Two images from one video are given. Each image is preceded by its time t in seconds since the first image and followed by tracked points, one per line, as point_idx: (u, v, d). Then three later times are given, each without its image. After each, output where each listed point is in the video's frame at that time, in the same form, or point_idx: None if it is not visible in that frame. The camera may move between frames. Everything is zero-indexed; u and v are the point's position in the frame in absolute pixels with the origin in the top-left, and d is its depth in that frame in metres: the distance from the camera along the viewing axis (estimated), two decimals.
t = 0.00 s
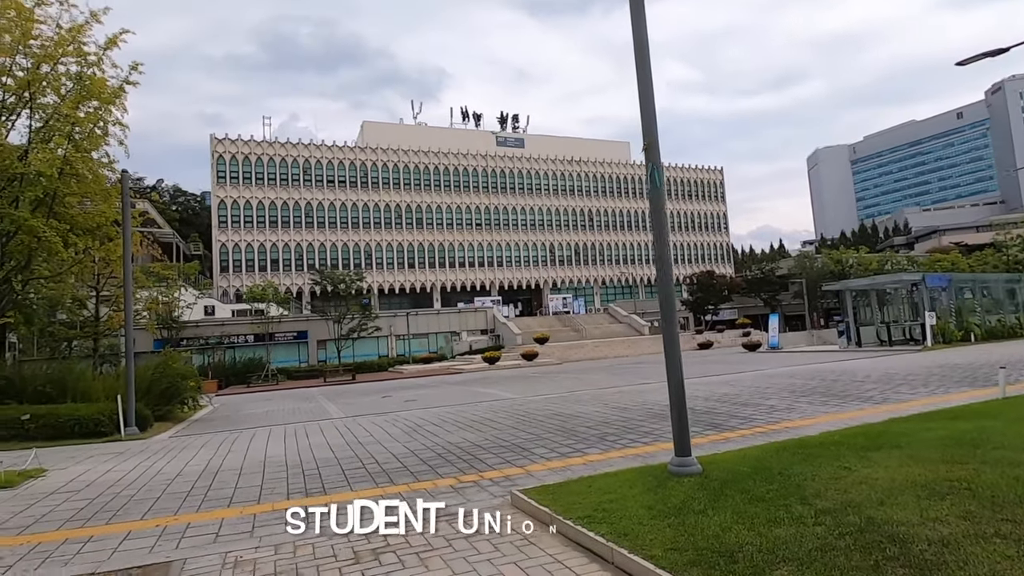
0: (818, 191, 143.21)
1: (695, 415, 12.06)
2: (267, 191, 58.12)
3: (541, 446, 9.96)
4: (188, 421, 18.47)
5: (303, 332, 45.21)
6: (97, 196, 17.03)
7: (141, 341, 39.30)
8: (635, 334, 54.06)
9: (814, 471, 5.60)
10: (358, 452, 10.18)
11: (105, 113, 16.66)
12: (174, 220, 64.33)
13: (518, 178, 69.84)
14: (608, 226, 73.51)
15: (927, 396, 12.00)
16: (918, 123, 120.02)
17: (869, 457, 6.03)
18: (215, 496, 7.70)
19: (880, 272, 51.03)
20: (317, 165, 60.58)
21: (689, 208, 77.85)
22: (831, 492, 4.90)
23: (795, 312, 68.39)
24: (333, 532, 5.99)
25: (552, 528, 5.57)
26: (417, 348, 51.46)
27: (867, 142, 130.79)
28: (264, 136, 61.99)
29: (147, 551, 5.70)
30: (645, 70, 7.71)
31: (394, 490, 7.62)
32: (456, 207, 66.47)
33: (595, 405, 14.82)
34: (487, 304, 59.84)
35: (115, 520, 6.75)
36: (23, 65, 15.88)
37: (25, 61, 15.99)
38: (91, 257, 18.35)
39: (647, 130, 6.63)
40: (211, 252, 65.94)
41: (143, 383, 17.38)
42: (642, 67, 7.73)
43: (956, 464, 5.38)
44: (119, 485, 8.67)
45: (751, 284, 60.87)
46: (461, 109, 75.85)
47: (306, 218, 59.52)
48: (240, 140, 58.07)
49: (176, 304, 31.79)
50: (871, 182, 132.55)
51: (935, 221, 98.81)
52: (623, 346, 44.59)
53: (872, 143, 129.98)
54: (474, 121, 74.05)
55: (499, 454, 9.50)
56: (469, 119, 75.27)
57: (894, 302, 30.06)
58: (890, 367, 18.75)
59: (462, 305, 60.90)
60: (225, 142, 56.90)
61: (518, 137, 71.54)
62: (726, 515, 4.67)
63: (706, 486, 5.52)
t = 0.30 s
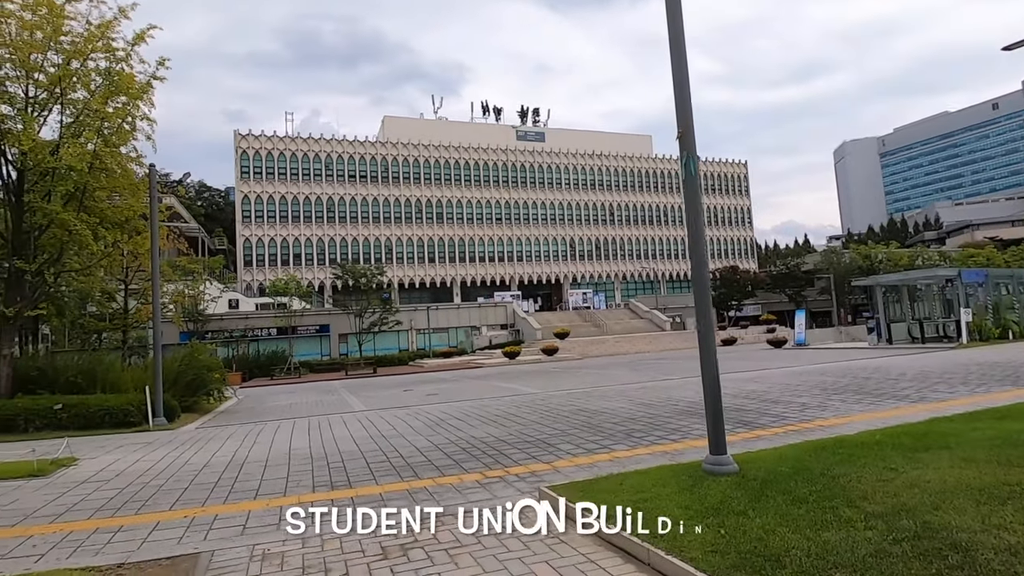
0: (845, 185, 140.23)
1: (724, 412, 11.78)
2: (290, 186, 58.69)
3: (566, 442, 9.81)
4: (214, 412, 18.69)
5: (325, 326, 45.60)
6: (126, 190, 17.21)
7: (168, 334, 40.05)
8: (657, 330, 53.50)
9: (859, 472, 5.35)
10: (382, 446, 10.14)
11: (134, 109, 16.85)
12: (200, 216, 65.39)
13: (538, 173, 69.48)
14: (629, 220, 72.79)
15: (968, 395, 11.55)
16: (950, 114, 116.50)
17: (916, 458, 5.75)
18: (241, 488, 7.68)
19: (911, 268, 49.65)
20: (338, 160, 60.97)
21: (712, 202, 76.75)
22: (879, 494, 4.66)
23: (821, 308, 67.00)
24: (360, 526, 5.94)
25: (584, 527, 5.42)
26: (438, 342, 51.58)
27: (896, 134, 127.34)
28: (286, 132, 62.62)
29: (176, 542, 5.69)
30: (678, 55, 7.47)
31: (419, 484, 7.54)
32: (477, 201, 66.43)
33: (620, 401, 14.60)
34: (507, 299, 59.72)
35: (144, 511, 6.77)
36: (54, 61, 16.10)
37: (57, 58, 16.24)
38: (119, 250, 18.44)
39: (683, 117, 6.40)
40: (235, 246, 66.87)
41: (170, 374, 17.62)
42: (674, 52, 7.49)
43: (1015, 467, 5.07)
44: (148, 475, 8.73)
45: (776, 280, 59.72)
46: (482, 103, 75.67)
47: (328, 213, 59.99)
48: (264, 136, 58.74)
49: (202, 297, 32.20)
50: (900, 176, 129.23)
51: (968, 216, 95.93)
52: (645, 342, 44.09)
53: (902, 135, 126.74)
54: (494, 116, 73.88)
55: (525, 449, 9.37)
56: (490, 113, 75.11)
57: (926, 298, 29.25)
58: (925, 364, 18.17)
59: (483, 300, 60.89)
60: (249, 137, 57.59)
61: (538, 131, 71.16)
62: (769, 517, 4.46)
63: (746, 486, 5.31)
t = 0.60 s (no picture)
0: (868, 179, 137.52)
1: (749, 410, 11.52)
2: (309, 181, 59.06)
3: (588, 438, 9.64)
4: (234, 404, 18.85)
5: (343, 320, 45.88)
6: (148, 183, 17.34)
7: (190, 327, 40.62)
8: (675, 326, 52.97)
9: (900, 474, 5.09)
10: (400, 440, 10.07)
11: (156, 103, 16.98)
12: (220, 210, 66.16)
13: (556, 167, 69.04)
14: (647, 215, 72.10)
15: (1004, 395, 11.13)
16: (980, 107, 113.40)
17: (961, 460, 5.45)
18: (262, 481, 7.64)
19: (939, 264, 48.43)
20: (356, 155, 61.18)
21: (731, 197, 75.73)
22: (926, 497, 4.41)
23: (844, 305, 65.76)
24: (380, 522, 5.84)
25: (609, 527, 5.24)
26: (454, 337, 51.61)
27: (922, 127, 124.21)
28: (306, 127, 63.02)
29: (197, 535, 5.64)
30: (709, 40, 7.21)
31: (440, 479, 7.43)
32: (494, 196, 66.28)
33: (641, 397, 14.37)
34: (524, 294, 59.55)
35: (164, 503, 6.74)
36: (78, 55, 16.20)
37: (81, 52, 16.36)
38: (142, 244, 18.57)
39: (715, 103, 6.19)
40: (255, 241, 67.56)
41: (191, 366, 17.83)
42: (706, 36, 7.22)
43: None
44: (169, 466, 8.74)
45: (798, 276, 58.75)
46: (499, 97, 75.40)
47: (346, 208, 60.27)
48: (283, 131, 59.20)
49: (222, 291, 32.53)
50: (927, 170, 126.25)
51: (998, 211, 93.42)
52: (663, 337, 43.65)
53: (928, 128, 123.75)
54: (512, 110, 73.59)
55: (546, 445, 9.22)
56: (507, 107, 74.86)
57: (954, 295, 28.52)
58: (956, 363, 17.66)
59: (500, 295, 60.80)
60: (269, 133, 58.07)
61: (556, 125, 70.71)
62: (808, 520, 4.25)
63: (781, 488, 5.08)
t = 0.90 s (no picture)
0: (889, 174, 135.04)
1: (771, 409, 11.20)
2: (325, 176, 59.29)
3: (606, 436, 9.42)
4: (250, 397, 18.88)
5: (358, 314, 46.00)
6: (164, 177, 17.37)
7: (208, 321, 40.99)
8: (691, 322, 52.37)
9: (943, 479, 4.79)
10: (415, 436, 9.92)
11: (173, 96, 17.00)
12: (237, 206, 66.70)
13: (571, 162, 68.55)
14: (663, 210, 71.37)
15: None
16: (1006, 100, 110.59)
17: (1007, 464, 5.14)
18: (274, 476, 7.52)
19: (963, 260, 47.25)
20: (371, 150, 61.29)
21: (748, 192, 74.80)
22: (974, 504, 4.13)
23: (864, 302, 64.55)
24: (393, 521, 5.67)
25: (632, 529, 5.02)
26: (469, 332, 51.55)
27: (945, 121, 121.56)
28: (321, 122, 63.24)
29: (206, 531, 5.51)
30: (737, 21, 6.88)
31: (455, 476, 7.27)
32: (509, 191, 65.99)
33: (658, 394, 14.10)
34: (539, 290, 59.26)
35: (177, 497, 6.64)
36: (96, 49, 16.25)
37: (99, 46, 16.39)
38: (160, 237, 18.65)
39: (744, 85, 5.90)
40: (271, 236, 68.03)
41: (207, 360, 17.86)
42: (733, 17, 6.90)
43: None
44: (183, 459, 8.68)
45: (817, 272, 57.73)
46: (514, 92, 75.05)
47: (361, 202, 60.44)
48: (300, 126, 59.47)
49: (239, 285, 32.69)
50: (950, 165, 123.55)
51: None
52: (679, 334, 43.20)
53: (952, 122, 121.04)
54: (527, 104, 73.21)
55: (563, 442, 9.01)
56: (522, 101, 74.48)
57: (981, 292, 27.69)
58: (985, 362, 17.11)
59: (514, 290, 60.59)
60: (285, 128, 58.38)
61: (571, 120, 70.21)
62: (848, 527, 4.00)
63: (815, 491, 4.83)
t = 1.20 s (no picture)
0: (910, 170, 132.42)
1: (795, 410, 10.85)
2: (340, 171, 59.42)
3: (624, 436, 9.17)
4: (265, 392, 18.86)
5: (373, 309, 46.06)
6: (180, 172, 17.39)
7: (225, 315, 41.29)
8: (707, 319, 51.74)
9: (992, 489, 4.51)
10: (429, 433, 9.76)
11: (189, 90, 16.95)
12: (254, 201, 67.16)
13: (587, 157, 68.00)
14: (679, 206, 70.59)
15: None
16: None
17: None
18: (286, 474, 7.38)
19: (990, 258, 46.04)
20: (386, 145, 61.28)
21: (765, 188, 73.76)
22: None
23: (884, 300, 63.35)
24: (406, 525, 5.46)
25: (657, 538, 4.78)
26: (483, 328, 51.42)
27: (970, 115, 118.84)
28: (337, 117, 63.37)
29: (215, 532, 5.37)
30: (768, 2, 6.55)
31: (471, 477, 7.07)
32: (523, 186, 65.67)
33: (677, 393, 13.80)
34: (553, 286, 58.92)
35: (186, 495, 6.52)
36: (112, 42, 16.23)
37: (115, 39, 16.37)
38: (176, 231, 18.68)
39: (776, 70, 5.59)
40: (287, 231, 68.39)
41: (222, 354, 17.81)
42: None
43: None
44: (195, 455, 8.58)
45: (836, 270, 56.70)
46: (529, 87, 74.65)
47: (376, 198, 60.48)
48: (315, 122, 59.65)
49: (255, 280, 32.78)
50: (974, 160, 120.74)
51: None
52: (695, 332, 42.71)
53: (977, 116, 118.21)
54: (542, 99, 72.75)
55: (580, 443, 8.78)
56: (537, 96, 74.02)
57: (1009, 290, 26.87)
58: (1016, 363, 16.53)
59: (528, 286, 60.33)
60: (301, 123, 58.60)
61: (586, 115, 69.61)
62: (894, 544, 3.73)
63: (853, 502, 4.55)
